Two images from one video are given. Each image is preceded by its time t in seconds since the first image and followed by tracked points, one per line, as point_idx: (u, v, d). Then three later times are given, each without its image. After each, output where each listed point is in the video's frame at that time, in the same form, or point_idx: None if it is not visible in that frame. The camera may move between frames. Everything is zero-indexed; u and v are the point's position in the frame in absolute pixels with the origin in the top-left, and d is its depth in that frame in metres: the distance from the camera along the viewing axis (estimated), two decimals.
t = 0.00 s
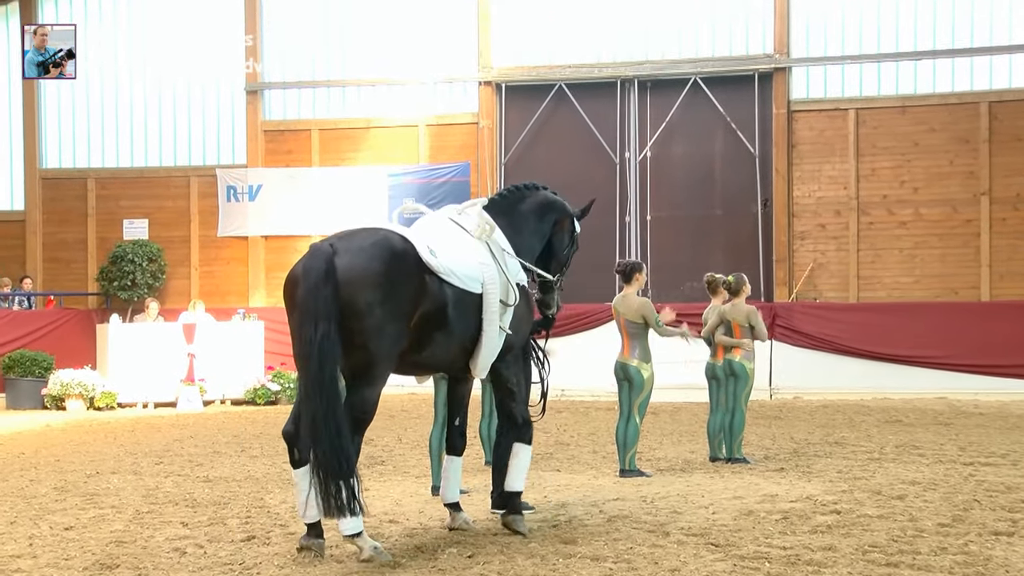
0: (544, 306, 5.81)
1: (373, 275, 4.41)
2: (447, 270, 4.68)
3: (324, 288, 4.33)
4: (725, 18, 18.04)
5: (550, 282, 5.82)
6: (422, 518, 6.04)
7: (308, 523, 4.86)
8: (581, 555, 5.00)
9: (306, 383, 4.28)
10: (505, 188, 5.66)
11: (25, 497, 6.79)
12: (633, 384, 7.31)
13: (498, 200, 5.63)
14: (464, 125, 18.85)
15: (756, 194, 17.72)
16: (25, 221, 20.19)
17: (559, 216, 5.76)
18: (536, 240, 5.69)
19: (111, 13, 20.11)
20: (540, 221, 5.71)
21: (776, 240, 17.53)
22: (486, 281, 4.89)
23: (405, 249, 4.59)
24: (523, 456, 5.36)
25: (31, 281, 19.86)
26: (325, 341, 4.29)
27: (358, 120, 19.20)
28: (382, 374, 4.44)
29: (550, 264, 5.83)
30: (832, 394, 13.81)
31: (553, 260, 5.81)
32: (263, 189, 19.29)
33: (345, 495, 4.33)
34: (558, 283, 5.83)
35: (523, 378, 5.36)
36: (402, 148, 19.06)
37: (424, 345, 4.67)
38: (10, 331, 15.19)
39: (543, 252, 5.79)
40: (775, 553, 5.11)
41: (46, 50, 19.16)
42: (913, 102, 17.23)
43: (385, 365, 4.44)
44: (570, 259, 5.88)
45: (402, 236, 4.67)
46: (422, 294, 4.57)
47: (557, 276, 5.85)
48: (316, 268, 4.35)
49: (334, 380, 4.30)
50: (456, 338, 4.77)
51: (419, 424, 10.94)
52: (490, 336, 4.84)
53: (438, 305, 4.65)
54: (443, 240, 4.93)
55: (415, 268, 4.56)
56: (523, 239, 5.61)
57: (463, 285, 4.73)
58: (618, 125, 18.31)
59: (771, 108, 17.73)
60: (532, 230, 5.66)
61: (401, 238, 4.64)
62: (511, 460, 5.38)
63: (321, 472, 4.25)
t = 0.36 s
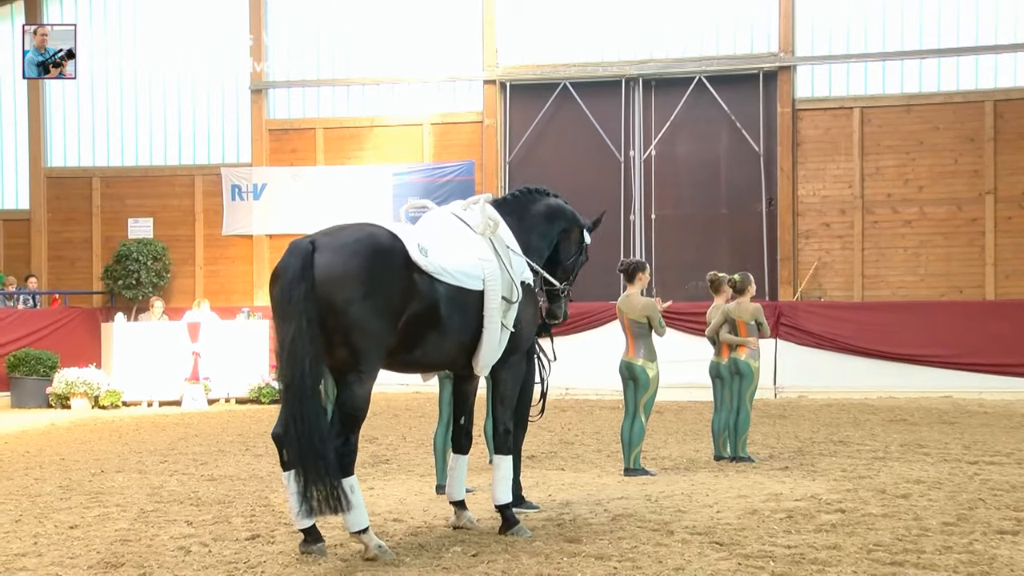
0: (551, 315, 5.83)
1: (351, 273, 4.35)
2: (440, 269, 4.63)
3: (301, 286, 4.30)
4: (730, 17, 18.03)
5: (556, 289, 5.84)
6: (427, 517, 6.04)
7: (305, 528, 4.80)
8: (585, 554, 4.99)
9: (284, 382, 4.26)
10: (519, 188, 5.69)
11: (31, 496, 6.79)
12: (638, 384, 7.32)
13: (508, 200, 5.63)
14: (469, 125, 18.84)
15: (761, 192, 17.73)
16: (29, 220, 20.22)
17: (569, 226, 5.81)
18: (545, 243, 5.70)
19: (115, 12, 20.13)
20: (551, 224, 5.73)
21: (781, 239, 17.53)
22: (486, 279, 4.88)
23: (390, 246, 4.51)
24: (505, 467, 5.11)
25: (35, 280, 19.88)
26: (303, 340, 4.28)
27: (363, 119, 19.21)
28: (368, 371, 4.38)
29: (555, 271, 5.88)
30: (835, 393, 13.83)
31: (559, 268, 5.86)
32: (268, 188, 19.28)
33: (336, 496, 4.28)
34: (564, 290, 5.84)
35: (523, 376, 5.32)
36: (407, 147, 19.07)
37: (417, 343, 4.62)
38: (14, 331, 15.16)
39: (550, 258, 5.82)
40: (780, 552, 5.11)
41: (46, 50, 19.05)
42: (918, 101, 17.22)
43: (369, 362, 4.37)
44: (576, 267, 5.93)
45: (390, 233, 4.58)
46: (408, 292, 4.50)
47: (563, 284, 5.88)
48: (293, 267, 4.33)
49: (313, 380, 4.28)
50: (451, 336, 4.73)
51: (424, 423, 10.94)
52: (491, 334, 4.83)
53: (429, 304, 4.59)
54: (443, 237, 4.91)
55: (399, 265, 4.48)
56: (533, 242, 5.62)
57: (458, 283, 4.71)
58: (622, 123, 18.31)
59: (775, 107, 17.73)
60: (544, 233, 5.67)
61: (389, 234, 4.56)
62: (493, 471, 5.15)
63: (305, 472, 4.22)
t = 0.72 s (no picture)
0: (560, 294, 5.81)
1: (338, 275, 4.31)
2: (436, 272, 4.60)
3: (285, 288, 4.29)
4: (730, 17, 18.02)
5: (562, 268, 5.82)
6: (427, 516, 6.04)
7: (303, 531, 4.78)
8: (585, 554, 4.99)
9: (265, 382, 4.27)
10: (514, 179, 5.67)
11: (31, 496, 6.79)
12: (637, 383, 7.33)
13: (510, 192, 5.64)
14: (470, 125, 18.85)
15: (761, 192, 17.74)
16: (30, 220, 20.22)
17: (569, 200, 5.76)
18: (545, 229, 5.69)
19: (115, 12, 20.13)
20: (550, 209, 5.71)
21: (781, 239, 17.54)
22: (487, 279, 4.88)
23: (380, 247, 4.45)
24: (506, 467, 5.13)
25: (36, 280, 19.89)
26: (286, 341, 4.29)
27: (363, 119, 19.21)
28: (359, 371, 4.33)
29: (555, 250, 5.81)
30: (836, 393, 13.83)
31: (560, 246, 5.80)
32: (269, 187, 19.17)
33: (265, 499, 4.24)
34: (568, 268, 5.81)
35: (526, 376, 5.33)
36: (407, 147, 19.09)
37: (413, 344, 4.62)
38: (11, 332, 15.01)
39: (552, 240, 5.79)
40: (780, 551, 5.11)
41: (46, 50, 19.04)
42: (919, 101, 17.21)
43: (360, 362, 4.33)
44: (577, 241, 5.85)
45: (382, 233, 4.52)
46: (400, 293, 4.47)
47: (566, 260, 5.83)
48: (278, 267, 4.32)
49: (285, 382, 4.30)
50: (450, 336, 4.73)
51: (424, 423, 10.94)
52: (495, 335, 4.84)
53: (424, 306, 4.56)
54: (443, 238, 4.91)
55: (389, 266, 4.43)
56: (534, 233, 5.62)
57: (457, 285, 4.70)
58: (622, 123, 18.30)
59: (776, 106, 17.73)
60: (543, 221, 5.67)
61: (380, 235, 4.52)
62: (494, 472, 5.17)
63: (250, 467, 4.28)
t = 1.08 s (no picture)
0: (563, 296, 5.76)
1: (340, 274, 4.31)
2: (440, 273, 4.61)
3: (286, 288, 4.30)
4: (731, 16, 18.02)
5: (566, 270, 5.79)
6: (428, 515, 6.05)
7: (304, 530, 4.77)
8: (586, 552, 4.99)
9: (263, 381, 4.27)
10: (520, 179, 5.66)
11: (32, 495, 6.79)
12: (637, 382, 7.33)
13: (514, 193, 5.63)
14: (471, 123, 18.85)
15: (762, 190, 17.76)
16: (30, 218, 20.22)
17: (575, 202, 5.75)
18: (545, 231, 5.69)
19: (116, 11, 20.12)
20: (553, 211, 5.71)
21: (781, 237, 17.55)
22: (491, 279, 4.88)
23: (382, 246, 4.45)
24: (508, 466, 5.14)
25: (36, 279, 19.89)
26: (287, 340, 4.30)
27: (364, 117, 19.21)
28: (360, 371, 4.33)
29: (559, 252, 5.81)
30: (837, 391, 13.81)
31: (564, 248, 5.80)
32: (269, 187, 18.95)
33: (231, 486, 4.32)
34: (572, 271, 5.77)
35: (527, 375, 5.33)
36: (408, 146, 19.09)
37: (416, 345, 4.62)
38: (10, 332, 14.94)
39: (555, 242, 5.79)
40: (781, 549, 5.11)
41: (46, 50, 19.01)
42: (919, 100, 17.21)
43: (361, 362, 4.32)
44: (582, 244, 5.82)
45: (385, 233, 4.52)
46: (402, 294, 4.46)
47: (570, 263, 5.80)
48: (279, 267, 4.33)
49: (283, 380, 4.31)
50: (453, 337, 4.73)
51: (425, 422, 10.94)
52: (497, 334, 4.85)
53: (426, 307, 4.56)
54: (447, 238, 4.91)
55: (391, 267, 4.43)
56: (534, 235, 5.63)
57: (461, 286, 4.70)
58: (623, 122, 18.30)
59: (776, 105, 17.73)
60: (544, 223, 5.67)
61: (383, 234, 4.52)
62: (493, 472, 5.15)
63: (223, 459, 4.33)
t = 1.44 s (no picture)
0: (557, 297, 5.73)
1: (344, 273, 4.31)
2: (444, 273, 4.61)
3: (293, 288, 4.26)
4: (730, 15, 18.02)
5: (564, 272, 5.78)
6: (428, 514, 6.04)
7: (304, 529, 4.77)
8: (586, 551, 4.99)
9: (274, 383, 4.23)
10: (524, 180, 5.66)
11: (32, 494, 6.78)
12: (637, 381, 7.32)
13: (516, 194, 5.63)
14: (470, 123, 18.84)
15: (762, 189, 17.76)
16: (30, 218, 20.23)
17: (579, 206, 5.75)
18: (545, 233, 5.69)
19: (117, 11, 20.12)
20: (556, 214, 5.72)
21: (781, 237, 17.55)
22: (493, 279, 4.89)
23: (387, 246, 4.45)
24: (508, 465, 5.14)
25: (36, 278, 19.89)
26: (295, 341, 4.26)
27: (363, 117, 19.22)
28: (364, 370, 4.33)
29: (559, 254, 5.80)
30: (837, 391, 13.80)
31: (564, 250, 5.79)
32: (269, 186, 18.97)
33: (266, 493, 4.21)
34: (570, 273, 5.75)
35: (528, 375, 5.33)
36: (407, 145, 19.10)
37: (419, 345, 4.62)
38: (9, 331, 14.92)
39: (556, 243, 5.78)
40: (781, 549, 5.11)
41: (46, 50, 19.00)
42: (919, 99, 17.22)
43: (365, 361, 4.33)
44: (583, 246, 5.81)
45: (390, 233, 4.52)
46: (406, 294, 4.47)
47: (570, 265, 5.79)
48: (285, 267, 4.30)
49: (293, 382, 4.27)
50: (456, 337, 4.73)
51: (424, 421, 10.95)
52: (498, 335, 4.85)
53: (430, 307, 4.56)
54: (449, 237, 4.91)
55: (395, 267, 4.43)
56: (535, 236, 5.64)
57: (464, 286, 4.70)
58: (623, 121, 18.31)
59: (776, 104, 17.74)
60: (545, 225, 5.68)
61: (387, 234, 4.51)
62: (493, 470, 5.15)
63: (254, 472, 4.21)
